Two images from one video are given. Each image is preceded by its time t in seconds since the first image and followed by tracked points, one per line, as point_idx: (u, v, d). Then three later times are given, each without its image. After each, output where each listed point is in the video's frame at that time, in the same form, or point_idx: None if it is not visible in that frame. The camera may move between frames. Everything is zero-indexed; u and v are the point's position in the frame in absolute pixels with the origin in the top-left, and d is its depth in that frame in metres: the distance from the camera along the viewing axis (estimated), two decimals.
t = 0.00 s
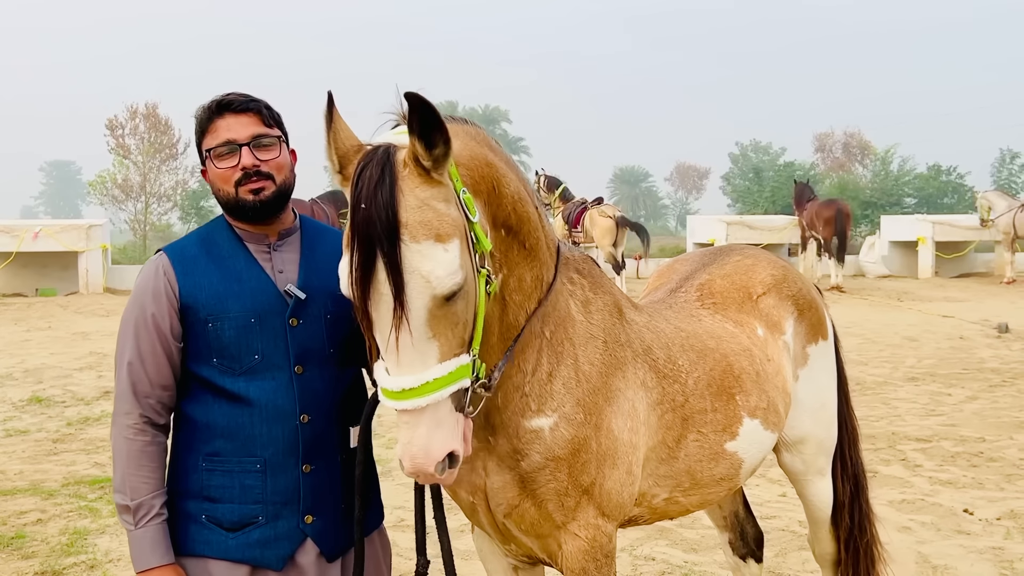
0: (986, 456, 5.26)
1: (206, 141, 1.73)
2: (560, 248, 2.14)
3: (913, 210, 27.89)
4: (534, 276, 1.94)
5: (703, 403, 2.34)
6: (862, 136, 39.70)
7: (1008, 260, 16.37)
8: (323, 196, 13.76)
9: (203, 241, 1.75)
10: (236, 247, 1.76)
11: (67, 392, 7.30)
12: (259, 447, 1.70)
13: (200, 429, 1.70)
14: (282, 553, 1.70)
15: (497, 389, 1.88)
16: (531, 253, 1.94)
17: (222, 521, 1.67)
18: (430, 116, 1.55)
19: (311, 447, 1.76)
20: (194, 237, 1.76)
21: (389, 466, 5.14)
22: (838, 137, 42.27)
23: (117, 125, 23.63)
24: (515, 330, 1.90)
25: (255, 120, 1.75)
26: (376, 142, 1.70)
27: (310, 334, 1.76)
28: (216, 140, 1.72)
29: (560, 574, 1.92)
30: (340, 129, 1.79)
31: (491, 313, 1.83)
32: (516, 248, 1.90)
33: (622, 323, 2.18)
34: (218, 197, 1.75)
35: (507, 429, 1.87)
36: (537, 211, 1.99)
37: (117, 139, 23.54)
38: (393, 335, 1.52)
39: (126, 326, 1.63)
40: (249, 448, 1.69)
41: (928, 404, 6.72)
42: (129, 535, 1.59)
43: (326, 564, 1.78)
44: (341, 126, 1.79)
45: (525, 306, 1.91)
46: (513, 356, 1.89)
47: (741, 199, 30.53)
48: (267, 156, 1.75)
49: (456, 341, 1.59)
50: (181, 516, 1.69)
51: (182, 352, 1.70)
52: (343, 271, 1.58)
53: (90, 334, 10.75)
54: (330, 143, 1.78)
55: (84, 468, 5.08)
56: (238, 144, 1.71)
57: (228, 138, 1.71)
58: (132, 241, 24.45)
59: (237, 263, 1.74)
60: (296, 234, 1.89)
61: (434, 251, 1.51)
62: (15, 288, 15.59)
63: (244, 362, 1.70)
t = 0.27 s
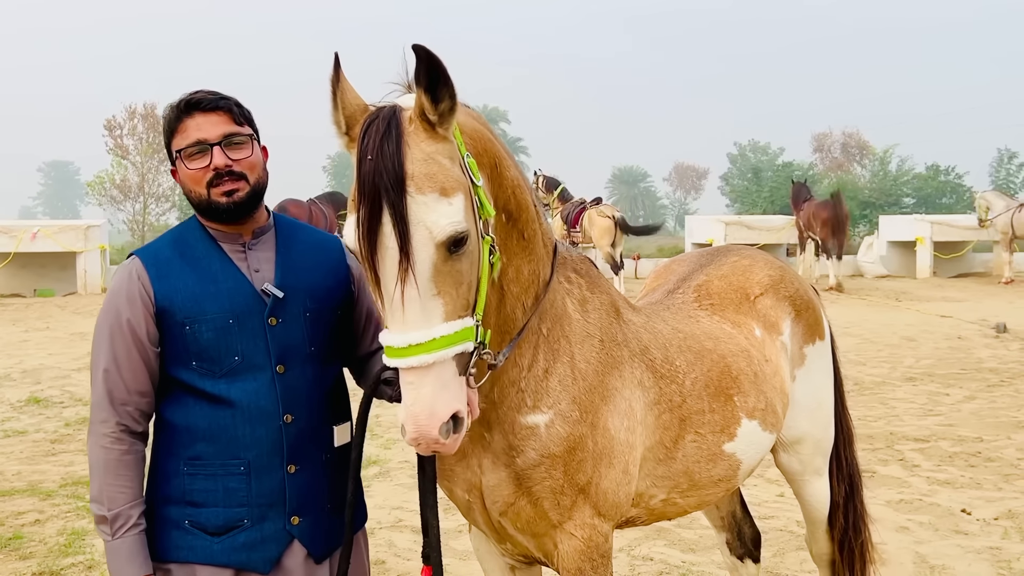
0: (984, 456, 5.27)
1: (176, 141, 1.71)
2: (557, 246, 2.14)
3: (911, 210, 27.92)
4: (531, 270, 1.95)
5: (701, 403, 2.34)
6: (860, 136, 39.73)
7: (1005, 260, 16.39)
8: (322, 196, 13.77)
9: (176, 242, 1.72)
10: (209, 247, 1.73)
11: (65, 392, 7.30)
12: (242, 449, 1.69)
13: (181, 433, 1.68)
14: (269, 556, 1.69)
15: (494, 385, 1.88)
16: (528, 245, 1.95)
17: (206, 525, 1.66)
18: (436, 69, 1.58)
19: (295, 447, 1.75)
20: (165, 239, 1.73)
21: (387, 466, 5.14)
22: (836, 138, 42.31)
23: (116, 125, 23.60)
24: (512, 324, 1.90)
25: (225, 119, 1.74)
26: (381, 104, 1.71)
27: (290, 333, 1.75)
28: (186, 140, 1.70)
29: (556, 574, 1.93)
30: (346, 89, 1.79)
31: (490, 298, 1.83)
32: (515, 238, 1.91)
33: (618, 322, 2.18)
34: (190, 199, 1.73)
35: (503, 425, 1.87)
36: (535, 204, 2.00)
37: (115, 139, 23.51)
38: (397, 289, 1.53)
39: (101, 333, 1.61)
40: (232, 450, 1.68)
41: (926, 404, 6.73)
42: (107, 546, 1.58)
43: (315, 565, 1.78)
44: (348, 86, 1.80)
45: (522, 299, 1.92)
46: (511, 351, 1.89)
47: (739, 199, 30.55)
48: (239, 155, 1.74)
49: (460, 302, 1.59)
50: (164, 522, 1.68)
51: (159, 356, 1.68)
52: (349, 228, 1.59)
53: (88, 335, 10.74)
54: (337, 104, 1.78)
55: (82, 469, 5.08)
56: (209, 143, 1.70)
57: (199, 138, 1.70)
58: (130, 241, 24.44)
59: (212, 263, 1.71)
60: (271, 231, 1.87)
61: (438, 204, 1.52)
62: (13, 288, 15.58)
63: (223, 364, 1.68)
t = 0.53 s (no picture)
0: (983, 456, 5.28)
1: (150, 142, 1.69)
2: (557, 246, 2.14)
3: (909, 210, 27.95)
4: (532, 272, 1.95)
5: (700, 403, 2.34)
6: (859, 136, 39.77)
7: (1004, 260, 16.41)
8: (321, 197, 13.77)
9: (151, 247, 1.69)
10: (186, 252, 1.71)
11: (64, 392, 7.29)
12: (228, 456, 1.67)
13: (162, 441, 1.66)
14: (258, 562, 1.69)
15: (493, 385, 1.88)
16: (529, 248, 1.95)
17: (192, 534, 1.64)
18: (438, 85, 1.56)
19: (281, 452, 1.74)
20: (139, 243, 1.70)
21: (385, 466, 5.13)
22: (834, 138, 42.36)
23: (114, 125, 23.57)
24: (513, 327, 1.90)
25: (202, 119, 1.72)
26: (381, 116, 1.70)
27: (272, 337, 1.74)
28: (161, 141, 1.68)
29: (556, 573, 1.93)
30: (345, 103, 1.79)
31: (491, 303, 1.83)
32: (516, 242, 1.91)
33: (617, 322, 2.18)
34: (165, 201, 1.70)
35: (503, 425, 1.87)
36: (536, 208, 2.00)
37: (114, 139, 23.49)
38: (396, 306, 1.52)
39: (77, 342, 1.57)
40: (218, 458, 1.67)
41: (925, 404, 6.73)
42: (84, 559, 1.55)
43: (303, 569, 1.78)
44: (347, 100, 1.80)
45: (523, 301, 1.92)
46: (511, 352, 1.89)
47: (738, 199, 30.56)
48: (216, 156, 1.72)
49: (459, 317, 1.59)
50: (147, 532, 1.65)
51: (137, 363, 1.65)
52: (347, 244, 1.59)
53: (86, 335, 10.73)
54: (336, 117, 1.78)
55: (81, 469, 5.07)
56: (186, 144, 1.68)
57: (175, 139, 1.68)
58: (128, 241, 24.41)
59: (190, 269, 1.69)
60: (247, 234, 1.85)
61: (437, 221, 1.52)
62: (12, 288, 15.56)
63: (206, 371, 1.66)
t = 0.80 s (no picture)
0: (982, 456, 5.28)
1: (139, 143, 1.68)
2: (554, 247, 2.14)
3: (908, 210, 27.97)
4: (530, 275, 1.94)
5: (698, 402, 2.34)
6: (857, 136, 39.80)
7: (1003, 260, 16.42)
8: (320, 197, 13.77)
9: (137, 249, 1.68)
10: (174, 255, 1.71)
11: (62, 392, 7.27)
12: (214, 461, 1.67)
13: (148, 444, 1.65)
14: (241, 567, 1.69)
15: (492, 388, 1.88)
16: (527, 252, 1.95)
17: (176, 538, 1.63)
18: (429, 114, 1.54)
19: (268, 457, 1.74)
20: (126, 243, 1.69)
21: (384, 466, 5.13)
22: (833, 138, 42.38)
23: (112, 124, 23.55)
24: (512, 331, 1.89)
25: (190, 120, 1.71)
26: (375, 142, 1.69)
27: (260, 342, 1.74)
28: (149, 142, 1.67)
29: (555, 573, 1.93)
30: (338, 130, 1.78)
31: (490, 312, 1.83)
32: (514, 247, 1.90)
33: (615, 322, 2.18)
34: (153, 203, 1.70)
35: (502, 427, 1.87)
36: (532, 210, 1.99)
37: (112, 139, 23.46)
38: (394, 336, 1.52)
39: (62, 344, 1.56)
40: (204, 462, 1.66)
41: (923, 404, 6.73)
42: (66, 563, 1.54)
43: (285, 573, 1.79)
44: (340, 127, 1.79)
45: (522, 304, 1.92)
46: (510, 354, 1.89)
47: (737, 199, 30.56)
48: (205, 158, 1.72)
49: (458, 341, 1.60)
50: (130, 535, 1.65)
51: (123, 366, 1.64)
52: (343, 271, 1.58)
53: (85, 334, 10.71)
54: (329, 144, 1.77)
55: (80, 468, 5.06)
56: (174, 146, 1.68)
57: (163, 140, 1.67)
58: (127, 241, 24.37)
59: (177, 272, 1.69)
60: (234, 235, 1.85)
61: (434, 251, 1.51)
62: (10, 287, 15.54)
63: (193, 375, 1.65)
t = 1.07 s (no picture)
0: (981, 456, 5.28)
1: (137, 145, 1.68)
2: (554, 245, 2.14)
3: (907, 210, 27.98)
4: (528, 270, 1.95)
5: (697, 401, 2.34)
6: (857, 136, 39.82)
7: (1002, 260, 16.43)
8: (319, 196, 13.76)
9: (136, 250, 1.68)
10: (172, 256, 1.70)
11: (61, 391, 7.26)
12: (211, 464, 1.67)
13: (146, 447, 1.65)
14: (238, 570, 1.69)
15: (491, 384, 1.88)
16: (527, 246, 1.95)
17: (173, 541, 1.63)
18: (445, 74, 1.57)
19: (266, 460, 1.73)
20: (124, 244, 1.69)
21: (383, 465, 5.13)
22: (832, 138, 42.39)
23: (112, 123, 23.52)
24: (511, 326, 1.89)
25: (189, 120, 1.71)
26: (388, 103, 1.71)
27: (258, 344, 1.74)
28: (148, 143, 1.67)
29: (554, 572, 1.92)
30: (354, 87, 1.79)
31: (486, 301, 1.82)
32: (513, 239, 1.91)
33: (614, 320, 2.18)
34: (153, 204, 1.70)
35: (501, 424, 1.86)
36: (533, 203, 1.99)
37: (111, 137, 23.43)
38: (389, 291, 1.52)
39: (60, 346, 1.56)
40: (201, 465, 1.66)
41: (922, 404, 6.74)
42: (63, 566, 1.54)
43: None
44: (356, 83, 1.80)
45: (520, 300, 1.92)
46: (509, 350, 1.89)
47: (737, 199, 30.57)
48: (204, 159, 1.71)
49: (451, 307, 1.60)
50: (127, 538, 1.64)
51: (121, 368, 1.64)
52: (345, 225, 1.58)
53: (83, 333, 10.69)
54: (343, 99, 1.78)
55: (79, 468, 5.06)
56: (173, 147, 1.67)
57: (162, 141, 1.67)
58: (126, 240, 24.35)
59: (175, 274, 1.68)
60: (233, 237, 1.85)
61: (437, 208, 1.52)
62: (10, 286, 15.53)
63: (191, 377, 1.65)
